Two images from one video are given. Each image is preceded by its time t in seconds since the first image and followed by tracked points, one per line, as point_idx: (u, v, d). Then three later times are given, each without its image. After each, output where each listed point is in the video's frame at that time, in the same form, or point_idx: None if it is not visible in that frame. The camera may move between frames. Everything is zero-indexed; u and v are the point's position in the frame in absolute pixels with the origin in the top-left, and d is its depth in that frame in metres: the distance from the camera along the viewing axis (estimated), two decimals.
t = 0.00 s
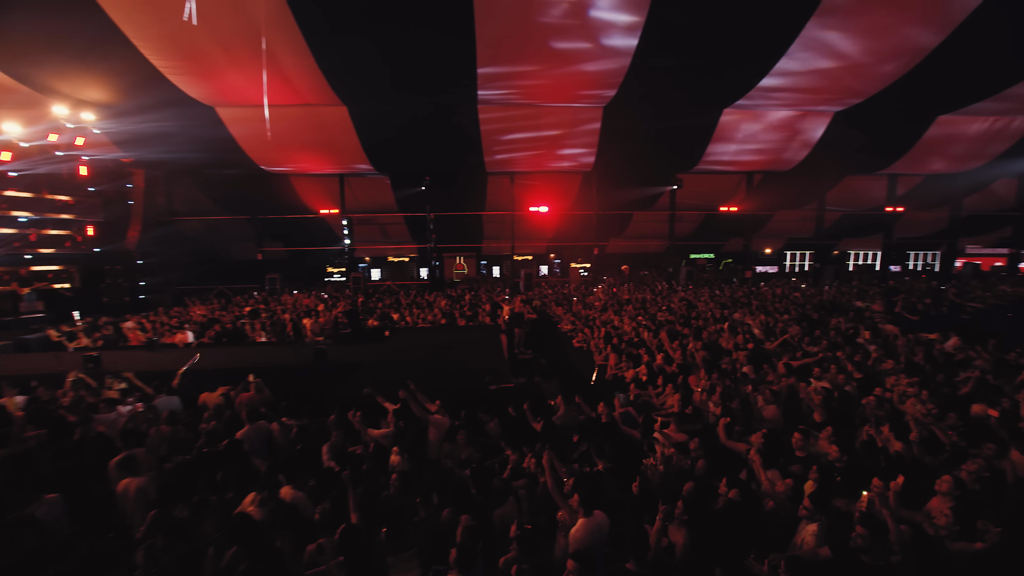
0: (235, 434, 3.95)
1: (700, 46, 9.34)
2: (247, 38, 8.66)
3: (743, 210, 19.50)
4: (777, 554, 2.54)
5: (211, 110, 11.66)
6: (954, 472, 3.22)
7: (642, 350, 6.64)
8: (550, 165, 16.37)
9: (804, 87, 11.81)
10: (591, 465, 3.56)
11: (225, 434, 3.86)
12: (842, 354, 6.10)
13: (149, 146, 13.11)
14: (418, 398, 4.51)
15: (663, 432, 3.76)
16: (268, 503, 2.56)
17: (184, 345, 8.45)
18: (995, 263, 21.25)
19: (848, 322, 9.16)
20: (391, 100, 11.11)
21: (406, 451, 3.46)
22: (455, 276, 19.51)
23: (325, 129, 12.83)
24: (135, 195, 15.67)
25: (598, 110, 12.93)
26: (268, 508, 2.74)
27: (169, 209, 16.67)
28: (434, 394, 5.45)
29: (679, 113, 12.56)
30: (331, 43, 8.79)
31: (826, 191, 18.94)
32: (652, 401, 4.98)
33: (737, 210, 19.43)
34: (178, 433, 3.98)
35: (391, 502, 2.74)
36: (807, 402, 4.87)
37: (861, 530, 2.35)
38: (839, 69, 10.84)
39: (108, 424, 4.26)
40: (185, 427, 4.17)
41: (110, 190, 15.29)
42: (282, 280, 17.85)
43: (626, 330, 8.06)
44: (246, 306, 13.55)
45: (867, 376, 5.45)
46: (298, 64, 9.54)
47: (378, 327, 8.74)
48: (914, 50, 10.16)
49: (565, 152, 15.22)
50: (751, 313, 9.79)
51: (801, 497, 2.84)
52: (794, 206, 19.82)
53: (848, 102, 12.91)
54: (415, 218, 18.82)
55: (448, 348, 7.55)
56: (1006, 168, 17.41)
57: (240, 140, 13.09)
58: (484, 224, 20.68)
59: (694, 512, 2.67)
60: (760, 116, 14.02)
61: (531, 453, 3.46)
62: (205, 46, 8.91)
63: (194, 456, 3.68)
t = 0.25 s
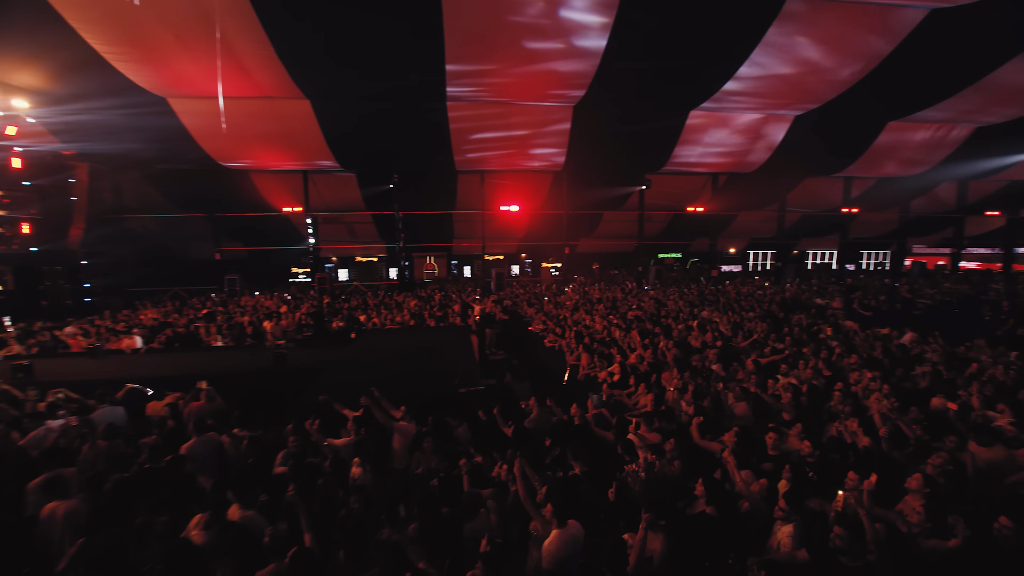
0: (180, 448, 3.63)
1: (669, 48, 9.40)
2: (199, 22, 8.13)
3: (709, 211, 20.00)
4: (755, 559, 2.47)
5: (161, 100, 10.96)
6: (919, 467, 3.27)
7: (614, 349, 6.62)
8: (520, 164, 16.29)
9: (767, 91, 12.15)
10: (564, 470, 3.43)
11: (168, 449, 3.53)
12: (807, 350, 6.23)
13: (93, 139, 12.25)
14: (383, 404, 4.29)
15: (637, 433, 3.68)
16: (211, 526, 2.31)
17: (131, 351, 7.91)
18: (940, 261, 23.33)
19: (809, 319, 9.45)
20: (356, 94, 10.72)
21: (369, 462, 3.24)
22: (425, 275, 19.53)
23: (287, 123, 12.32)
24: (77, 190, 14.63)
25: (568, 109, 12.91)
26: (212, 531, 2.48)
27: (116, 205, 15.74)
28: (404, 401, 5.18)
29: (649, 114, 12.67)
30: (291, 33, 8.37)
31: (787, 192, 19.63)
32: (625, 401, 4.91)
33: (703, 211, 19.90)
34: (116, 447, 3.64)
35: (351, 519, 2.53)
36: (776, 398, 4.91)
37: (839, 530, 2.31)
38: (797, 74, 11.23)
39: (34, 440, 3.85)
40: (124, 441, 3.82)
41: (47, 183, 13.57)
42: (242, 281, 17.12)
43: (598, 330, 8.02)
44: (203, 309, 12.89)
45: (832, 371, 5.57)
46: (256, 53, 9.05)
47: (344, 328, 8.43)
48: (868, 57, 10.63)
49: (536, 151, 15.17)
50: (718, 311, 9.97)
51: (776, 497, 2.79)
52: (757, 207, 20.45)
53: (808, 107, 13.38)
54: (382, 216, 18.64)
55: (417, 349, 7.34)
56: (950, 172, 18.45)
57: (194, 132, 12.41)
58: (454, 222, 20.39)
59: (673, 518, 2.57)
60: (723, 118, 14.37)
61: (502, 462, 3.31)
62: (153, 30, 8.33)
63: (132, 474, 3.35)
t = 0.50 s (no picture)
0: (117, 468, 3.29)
1: (640, 51, 9.45)
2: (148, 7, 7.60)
3: (677, 213, 20.37)
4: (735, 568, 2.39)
5: (107, 90, 10.25)
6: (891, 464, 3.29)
7: (588, 350, 6.57)
8: (492, 165, 16.15)
9: (733, 95, 12.47)
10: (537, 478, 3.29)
11: (104, 469, 3.18)
12: (776, 349, 6.32)
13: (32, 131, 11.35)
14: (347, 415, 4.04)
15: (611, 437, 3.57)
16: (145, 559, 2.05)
17: (72, 360, 7.31)
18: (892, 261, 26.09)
19: (776, 318, 9.67)
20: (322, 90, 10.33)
21: (330, 479, 3.02)
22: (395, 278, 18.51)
23: (248, 117, 11.78)
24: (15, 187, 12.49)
25: (540, 109, 12.86)
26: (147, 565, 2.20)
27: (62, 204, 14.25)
28: (372, 410, 4.92)
29: (619, 115, 12.73)
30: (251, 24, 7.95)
31: (751, 195, 20.22)
32: (598, 404, 4.82)
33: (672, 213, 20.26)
34: (43, 466, 3.25)
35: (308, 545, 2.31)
36: (748, 397, 4.94)
37: (822, 535, 2.25)
38: (759, 79, 11.57)
39: None
40: (54, 461, 3.43)
41: None
42: (201, 284, 16.31)
43: (571, 331, 7.97)
44: (157, 313, 12.18)
45: (799, 370, 5.67)
46: (212, 43, 8.55)
47: (309, 332, 8.07)
48: (827, 66, 11.06)
49: (508, 151, 15.07)
50: (689, 311, 10.08)
51: (755, 501, 2.70)
52: (723, 209, 21.00)
53: (771, 112, 13.80)
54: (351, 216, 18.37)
55: (386, 353, 7.08)
56: (902, 177, 19.38)
57: (145, 125, 11.69)
58: (425, 223, 20.04)
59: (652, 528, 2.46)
60: (690, 121, 14.65)
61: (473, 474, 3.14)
62: (97, 13, 7.73)
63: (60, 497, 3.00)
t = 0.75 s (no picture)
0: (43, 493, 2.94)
1: (613, 50, 9.43)
2: None
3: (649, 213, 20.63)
4: None
5: (47, 78, 9.50)
6: (867, 463, 3.28)
7: (563, 351, 6.47)
8: (465, 163, 15.92)
9: (702, 97, 12.66)
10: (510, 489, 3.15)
11: (26, 493, 2.82)
12: (749, 347, 6.35)
13: None
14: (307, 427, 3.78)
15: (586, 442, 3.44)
16: None
17: (5, 369, 6.70)
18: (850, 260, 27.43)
19: (746, 316, 9.83)
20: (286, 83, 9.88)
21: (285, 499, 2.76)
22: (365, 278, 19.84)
23: (206, 110, 11.18)
24: None
25: (512, 107, 12.72)
26: None
27: None
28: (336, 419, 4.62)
29: (592, 114, 12.71)
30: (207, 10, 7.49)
31: (720, 195, 20.67)
32: (574, 407, 4.70)
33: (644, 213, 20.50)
34: None
35: None
36: (724, 397, 4.92)
37: (809, 544, 2.13)
38: (727, 81, 11.78)
39: None
40: None
41: None
42: (157, 286, 15.47)
43: (545, 332, 7.85)
44: (107, 317, 11.43)
45: (771, 367, 5.71)
46: (165, 29, 8.02)
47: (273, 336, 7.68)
48: (792, 70, 11.37)
49: (480, 149, 14.87)
50: (662, 310, 10.12)
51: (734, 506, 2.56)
52: (693, 209, 21.40)
53: (739, 114, 14.08)
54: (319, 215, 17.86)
55: (353, 357, 6.79)
56: (860, 180, 20.19)
57: (91, 116, 10.93)
58: (396, 222, 19.62)
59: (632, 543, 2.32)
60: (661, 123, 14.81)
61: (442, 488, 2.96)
62: None
63: None
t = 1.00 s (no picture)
0: None
1: (584, 50, 9.38)
2: None
3: (622, 213, 20.82)
4: None
5: None
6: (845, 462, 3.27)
7: (538, 352, 6.35)
8: (437, 161, 15.65)
9: (673, 99, 12.78)
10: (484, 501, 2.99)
11: None
12: (721, 345, 6.39)
13: None
14: (264, 440, 3.54)
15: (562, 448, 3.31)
16: None
17: None
18: (813, 260, 28.48)
19: (717, 315, 9.94)
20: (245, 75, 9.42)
21: (235, 524, 2.55)
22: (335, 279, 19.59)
23: (159, 101, 10.55)
24: None
25: (484, 105, 12.55)
26: None
27: None
28: (298, 429, 4.32)
29: (564, 113, 12.65)
30: None
31: (690, 196, 21.04)
32: (550, 411, 4.57)
33: (617, 213, 20.66)
34: None
35: None
36: (700, 396, 4.89)
37: (801, 554, 2.05)
38: (696, 84, 11.96)
39: None
40: None
41: None
42: (109, 289, 14.61)
43: (519, 332, 7.71)
44: (53, 322, 10.68)
45: (745, 366, 5.74)
46: (109, 13, 7.49)
47: (234, 341, 7.27)
48: (757, 75, 11.65)
49: (452, 147, 14.65)
50: (636, 310, 10.14)
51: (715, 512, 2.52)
52: (664, 210, 21.71)
53: (709, 116, 14.32)
54: (286, 213, 17.26)
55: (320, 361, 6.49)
56: (822, 182, 20.91)
57: (29, 104, 10.15)
58: (367, 221, 19.11)
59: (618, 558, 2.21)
60: (633, 124, 14.91)
61: (411, 501, 2.78)
62: None
63: None
